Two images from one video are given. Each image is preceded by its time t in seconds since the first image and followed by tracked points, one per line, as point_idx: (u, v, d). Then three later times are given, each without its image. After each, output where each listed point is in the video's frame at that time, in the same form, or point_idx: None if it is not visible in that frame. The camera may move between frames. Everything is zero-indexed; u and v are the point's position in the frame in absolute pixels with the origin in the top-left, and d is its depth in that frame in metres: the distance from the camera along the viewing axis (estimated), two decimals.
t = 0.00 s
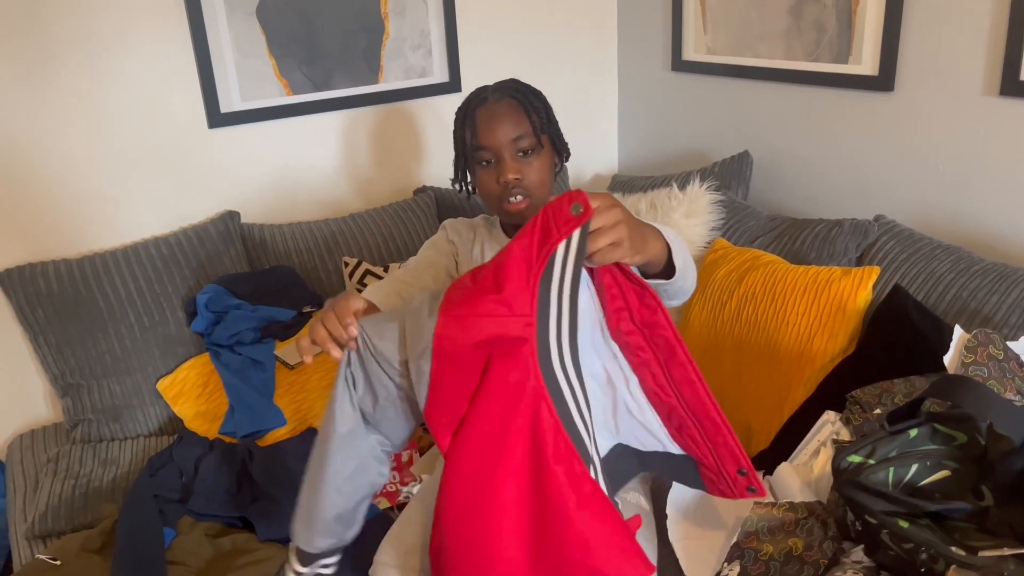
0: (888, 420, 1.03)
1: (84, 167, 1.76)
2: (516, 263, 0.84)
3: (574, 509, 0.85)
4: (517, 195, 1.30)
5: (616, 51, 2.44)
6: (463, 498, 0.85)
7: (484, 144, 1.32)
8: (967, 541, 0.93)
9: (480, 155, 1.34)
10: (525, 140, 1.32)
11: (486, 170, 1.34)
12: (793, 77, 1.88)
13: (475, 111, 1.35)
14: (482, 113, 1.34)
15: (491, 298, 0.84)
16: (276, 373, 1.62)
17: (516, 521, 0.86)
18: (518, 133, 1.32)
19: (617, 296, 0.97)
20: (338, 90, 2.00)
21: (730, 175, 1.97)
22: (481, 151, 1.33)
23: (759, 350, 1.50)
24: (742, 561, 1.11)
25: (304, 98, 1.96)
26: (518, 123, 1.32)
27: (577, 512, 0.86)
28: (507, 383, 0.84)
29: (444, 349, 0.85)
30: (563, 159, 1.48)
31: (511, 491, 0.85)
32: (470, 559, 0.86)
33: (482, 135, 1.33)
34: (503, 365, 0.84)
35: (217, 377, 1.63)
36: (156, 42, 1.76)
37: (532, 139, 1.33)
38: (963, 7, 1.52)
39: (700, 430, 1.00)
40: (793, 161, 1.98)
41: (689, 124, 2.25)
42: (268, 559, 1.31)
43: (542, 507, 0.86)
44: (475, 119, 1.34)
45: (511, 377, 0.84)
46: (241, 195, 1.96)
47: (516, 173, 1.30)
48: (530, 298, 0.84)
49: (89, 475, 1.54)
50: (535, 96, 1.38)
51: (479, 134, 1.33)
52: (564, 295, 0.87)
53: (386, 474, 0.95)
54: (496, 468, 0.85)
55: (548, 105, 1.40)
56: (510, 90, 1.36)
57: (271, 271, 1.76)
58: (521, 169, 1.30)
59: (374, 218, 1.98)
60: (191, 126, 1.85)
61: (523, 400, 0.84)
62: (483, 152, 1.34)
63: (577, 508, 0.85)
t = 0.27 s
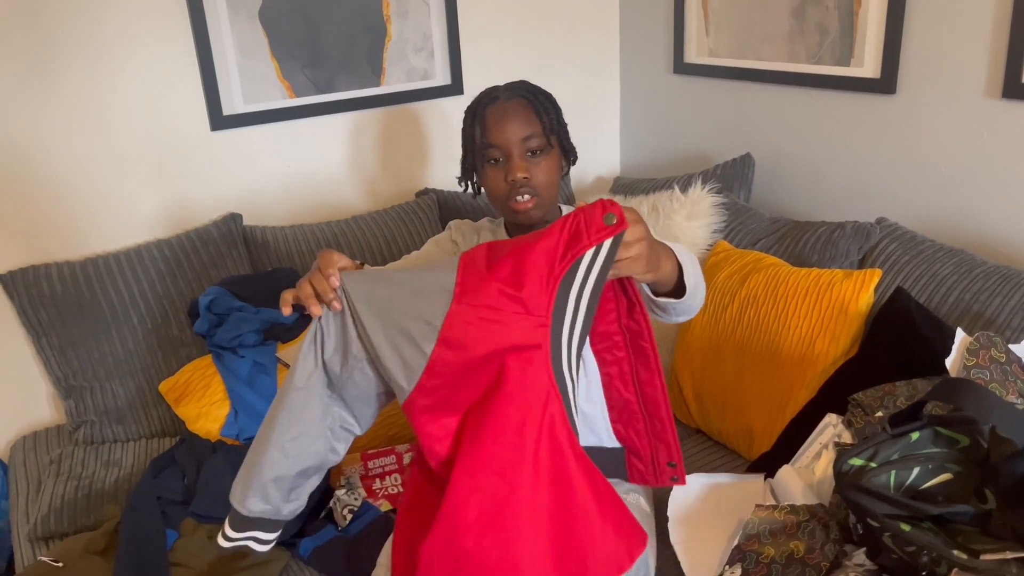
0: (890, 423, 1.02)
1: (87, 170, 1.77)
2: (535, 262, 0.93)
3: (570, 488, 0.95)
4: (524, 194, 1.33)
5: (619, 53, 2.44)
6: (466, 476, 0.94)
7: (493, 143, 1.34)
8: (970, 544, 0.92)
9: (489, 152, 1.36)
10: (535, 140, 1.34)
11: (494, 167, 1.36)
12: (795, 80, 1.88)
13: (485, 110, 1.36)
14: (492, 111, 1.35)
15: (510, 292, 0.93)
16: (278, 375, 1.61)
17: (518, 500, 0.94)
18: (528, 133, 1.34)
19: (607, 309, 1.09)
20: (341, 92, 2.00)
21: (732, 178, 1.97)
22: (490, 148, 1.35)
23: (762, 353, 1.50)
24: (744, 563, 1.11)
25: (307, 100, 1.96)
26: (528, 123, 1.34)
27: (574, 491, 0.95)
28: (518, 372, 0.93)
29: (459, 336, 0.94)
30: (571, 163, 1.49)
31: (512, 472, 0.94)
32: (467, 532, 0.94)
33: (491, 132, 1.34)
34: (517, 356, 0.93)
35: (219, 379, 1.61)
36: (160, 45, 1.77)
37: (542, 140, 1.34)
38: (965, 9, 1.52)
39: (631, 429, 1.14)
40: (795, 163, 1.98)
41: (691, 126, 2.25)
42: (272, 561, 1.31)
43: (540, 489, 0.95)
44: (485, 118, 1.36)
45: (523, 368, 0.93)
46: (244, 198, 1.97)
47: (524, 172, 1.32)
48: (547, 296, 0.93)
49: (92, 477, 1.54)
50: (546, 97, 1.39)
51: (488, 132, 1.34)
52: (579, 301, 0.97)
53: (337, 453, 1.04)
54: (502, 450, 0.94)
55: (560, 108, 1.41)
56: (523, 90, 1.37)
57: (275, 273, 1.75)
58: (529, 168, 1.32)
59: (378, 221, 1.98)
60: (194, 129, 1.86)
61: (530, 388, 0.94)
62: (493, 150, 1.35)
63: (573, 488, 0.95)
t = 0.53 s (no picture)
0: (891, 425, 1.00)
1: (89, 172, 1.77)
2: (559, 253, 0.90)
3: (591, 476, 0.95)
4: (523, 197, 1.32)
5: (620, 55, 2.44)
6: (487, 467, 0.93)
7: (497, 145, 1.34)
8: (971, 548, 0.90)
9: (492, 154, 1.36)
10: (537, 143, 1.34)
11: (496, 170, 1.36)
12: (796, 82, 1.88)
13: (490, 112, 1.37)
14: (496, 113, 1.36)
15: (531, 284, 0.90)
16: (279, 377, 1.62)
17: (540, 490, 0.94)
18: (529, 136, 1.34)
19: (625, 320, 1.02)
20: (342, 95, 2.00)
21: (733, 180, 1.97)
22: (494, 150, 1.35)
23: (763, 356, 1.50)
24: (745, 566, 1.12)
25: (308, 102, 1.96)
26: (532, 125, 1.34)
27: (594, 478, 0.96)
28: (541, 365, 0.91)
29: (481, 327, 0.92)
30: (575, 165, 1.48)
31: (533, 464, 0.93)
32: (488, 520, 0.94)
33: (495, 134, 1.34)
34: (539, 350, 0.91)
35: (219, 381, 1.63)
36: (162, 47, 1.77)
37: (544, 143, 1.34)
38: (967, 12, 1.53)
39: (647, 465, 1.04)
40: (796, 165, 1.98)
41: (692, 129, 2.25)
42: (273, 563, 1.32)
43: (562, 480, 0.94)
44: (490, 120, 1.36)
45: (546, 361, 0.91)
46: (246, 200, 1.97)
47: (524, 175, 1.32)
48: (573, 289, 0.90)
49: (93, 479, 1.54)
50: (550, 99, 1.38)
51: (492, 133, 1.35)
52: (601, 297, 0.93)
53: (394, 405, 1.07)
54: (524, 444, 0.92)
55: (566, 112, 1.41)
56: (527, 93, 1.37)
57: (276, 276, 1.75)
58: (529, 172, 1.32)
59: (379, 223, 1.98)
60: (196, 131, 1.86)
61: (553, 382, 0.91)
62: (495, 153, 1.36)
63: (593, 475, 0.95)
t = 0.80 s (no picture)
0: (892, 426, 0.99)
1: (91, 173, 1.77)
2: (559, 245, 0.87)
3: (630, 480, 0.87)
4: (535, 198, 1.32)
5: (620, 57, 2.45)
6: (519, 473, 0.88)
7: (504, 146, 1.35)
8: (972, 549, 0.89)
9: (500, 156, 1.36)
10: (546, 143, 1.35)
11: (505, 171, 1.36)
12: (797, 84, 1.88)
13: (497, 113, 1.37)
14: (503, 115, 1.36)
15: (538, 286, 0.86)
16: (281, 377, 1.61)
17: (576, 499, 0.86)
18: (540, 137, 1.34)
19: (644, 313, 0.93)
20: (344, 96, 2.00)
21: (734, 182, 1.97)
22: (502, 152, 1.35)
23: (764, 357, 1.50)
24: (745, 568, 1.12)
25: (310, 104, 1.97)
26: (540, 126, 1.35)
27: (628, 484, 0.87)
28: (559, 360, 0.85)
29: (499, 334, 0.88)
30: (583, 166, 1.49)
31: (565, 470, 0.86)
32: (524, 527, 0.88)
33: (503, 135, 1.35)
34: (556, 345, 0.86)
35: (221, 382, 1.62)
36: (164, 49, 1.77)
37: (554, 143, 1.35)
38: (967, 14, 1.53)
39: (710, 468, 0.91)
40: (797, 168, 1.98)
41: (693, 131, 2.26)
42: (273, 564, 1.31)
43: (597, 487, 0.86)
44: (497, 120, 1.36)
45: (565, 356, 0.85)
46: (247, 201, 1.97)
47: (536, 175, 1.32)
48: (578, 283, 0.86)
49: (94, 480, 1.54)
50: (558, 102, 1.40)
51: (499, 134, 1.35)
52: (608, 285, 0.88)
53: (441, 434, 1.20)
54: (552, 448, 0.86)
55: (572, 113, 1.42)
56: (535, 94, 1.38)
57: (277, 278, 1.75)
58: (541, 172, 1.33)
59: (381, 225, 1.98)
60: (197, 132, 1.86)
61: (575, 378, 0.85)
62: (503, 154, 1.36)
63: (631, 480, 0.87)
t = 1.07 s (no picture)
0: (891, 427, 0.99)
1: (91, 173, 1.78)
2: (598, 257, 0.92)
3: (664, 482, 0.91)
4: (544, 198, 1.32)
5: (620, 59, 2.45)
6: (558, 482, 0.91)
7: (511, 147, 1.34)
8: (971, 550, 0.89)
9: (508, 157, 1.36)
10: (553, 144, 1.35)
11: (513, 172, 1.36)
12: (796, 86, 1.89)
13: (503, 114, 1.37)
14: (510, 116, 1.36)
15: (574, 297, 0.91)
16: (280, 379, 1.62)
17: (619, 503, 0.89)
18: (547, 138, 1.35)
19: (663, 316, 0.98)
20: (344, 98, 2.01)
21: (733, 184, 1.97)
22: (509, 153, 1.35)
23: (763, 358, 1.50)
24: (744, 568, 1.12)
25: (310, 106, 1.97)
26: (546, 127, 1.35)
27: (662, 487, 0.91)
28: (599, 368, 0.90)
29: (538, 347, 0.93)
30: (586, 168, 1.49)
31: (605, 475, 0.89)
32: (569, 532, 0.91)
33: (509, 137, 1.35)
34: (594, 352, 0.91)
35: (221, 383, 1.63)
36: (164, 50, 1.78)
37: (561, 144, 1.35)
38: (966, 17, 1.53)
39: (717, 465, 0.95)
40: (795, 170, 1.98)
41: (692, 133, 2.26)
42: (272, 565, 1.31)
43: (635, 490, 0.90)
44: (503, 121, 1.36)
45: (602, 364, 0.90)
46: (247, 202, 1.97)
47: (544, 175, 1.32)
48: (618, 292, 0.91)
49: (93, 480, 1.54)
50: (565, 105, 1.40)
51: (506, 135, 1.35)
52: (642, 300, 0.92)
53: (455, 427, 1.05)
54: (590, 455, 0.89)
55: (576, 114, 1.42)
56: (540, 96, 1.39)
57: (277, 279, 1.76)
58: (549, 172, 1.33)
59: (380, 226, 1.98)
60: (198, 133, 1.86)
61: (614, 385, 0.89)
62: (510, 155, 1.35)
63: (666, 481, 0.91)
